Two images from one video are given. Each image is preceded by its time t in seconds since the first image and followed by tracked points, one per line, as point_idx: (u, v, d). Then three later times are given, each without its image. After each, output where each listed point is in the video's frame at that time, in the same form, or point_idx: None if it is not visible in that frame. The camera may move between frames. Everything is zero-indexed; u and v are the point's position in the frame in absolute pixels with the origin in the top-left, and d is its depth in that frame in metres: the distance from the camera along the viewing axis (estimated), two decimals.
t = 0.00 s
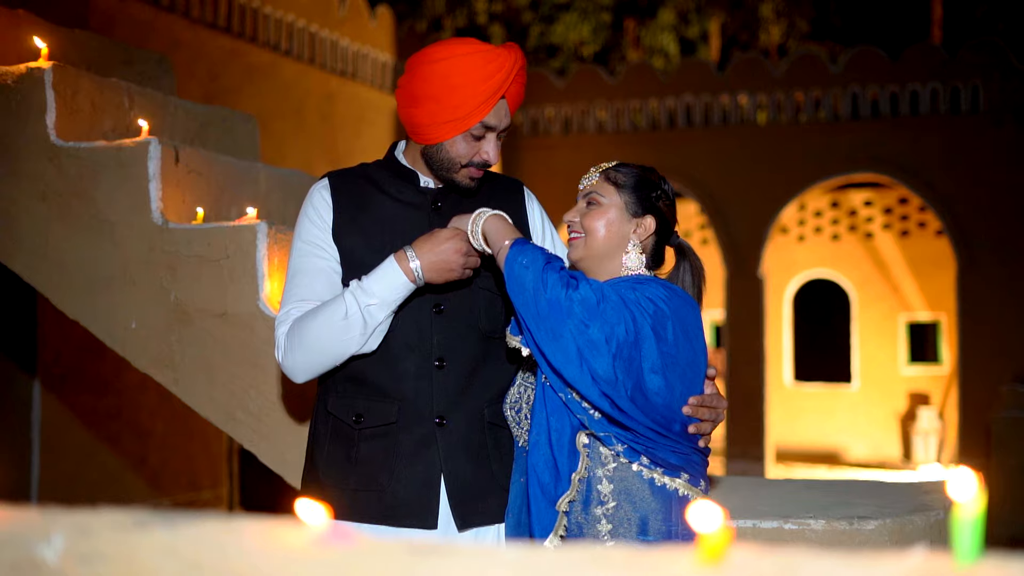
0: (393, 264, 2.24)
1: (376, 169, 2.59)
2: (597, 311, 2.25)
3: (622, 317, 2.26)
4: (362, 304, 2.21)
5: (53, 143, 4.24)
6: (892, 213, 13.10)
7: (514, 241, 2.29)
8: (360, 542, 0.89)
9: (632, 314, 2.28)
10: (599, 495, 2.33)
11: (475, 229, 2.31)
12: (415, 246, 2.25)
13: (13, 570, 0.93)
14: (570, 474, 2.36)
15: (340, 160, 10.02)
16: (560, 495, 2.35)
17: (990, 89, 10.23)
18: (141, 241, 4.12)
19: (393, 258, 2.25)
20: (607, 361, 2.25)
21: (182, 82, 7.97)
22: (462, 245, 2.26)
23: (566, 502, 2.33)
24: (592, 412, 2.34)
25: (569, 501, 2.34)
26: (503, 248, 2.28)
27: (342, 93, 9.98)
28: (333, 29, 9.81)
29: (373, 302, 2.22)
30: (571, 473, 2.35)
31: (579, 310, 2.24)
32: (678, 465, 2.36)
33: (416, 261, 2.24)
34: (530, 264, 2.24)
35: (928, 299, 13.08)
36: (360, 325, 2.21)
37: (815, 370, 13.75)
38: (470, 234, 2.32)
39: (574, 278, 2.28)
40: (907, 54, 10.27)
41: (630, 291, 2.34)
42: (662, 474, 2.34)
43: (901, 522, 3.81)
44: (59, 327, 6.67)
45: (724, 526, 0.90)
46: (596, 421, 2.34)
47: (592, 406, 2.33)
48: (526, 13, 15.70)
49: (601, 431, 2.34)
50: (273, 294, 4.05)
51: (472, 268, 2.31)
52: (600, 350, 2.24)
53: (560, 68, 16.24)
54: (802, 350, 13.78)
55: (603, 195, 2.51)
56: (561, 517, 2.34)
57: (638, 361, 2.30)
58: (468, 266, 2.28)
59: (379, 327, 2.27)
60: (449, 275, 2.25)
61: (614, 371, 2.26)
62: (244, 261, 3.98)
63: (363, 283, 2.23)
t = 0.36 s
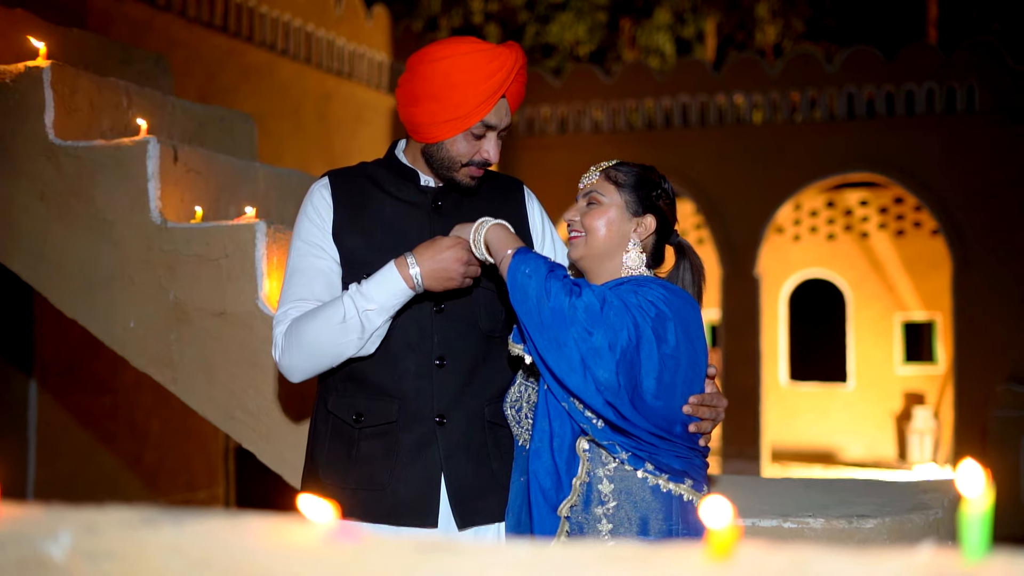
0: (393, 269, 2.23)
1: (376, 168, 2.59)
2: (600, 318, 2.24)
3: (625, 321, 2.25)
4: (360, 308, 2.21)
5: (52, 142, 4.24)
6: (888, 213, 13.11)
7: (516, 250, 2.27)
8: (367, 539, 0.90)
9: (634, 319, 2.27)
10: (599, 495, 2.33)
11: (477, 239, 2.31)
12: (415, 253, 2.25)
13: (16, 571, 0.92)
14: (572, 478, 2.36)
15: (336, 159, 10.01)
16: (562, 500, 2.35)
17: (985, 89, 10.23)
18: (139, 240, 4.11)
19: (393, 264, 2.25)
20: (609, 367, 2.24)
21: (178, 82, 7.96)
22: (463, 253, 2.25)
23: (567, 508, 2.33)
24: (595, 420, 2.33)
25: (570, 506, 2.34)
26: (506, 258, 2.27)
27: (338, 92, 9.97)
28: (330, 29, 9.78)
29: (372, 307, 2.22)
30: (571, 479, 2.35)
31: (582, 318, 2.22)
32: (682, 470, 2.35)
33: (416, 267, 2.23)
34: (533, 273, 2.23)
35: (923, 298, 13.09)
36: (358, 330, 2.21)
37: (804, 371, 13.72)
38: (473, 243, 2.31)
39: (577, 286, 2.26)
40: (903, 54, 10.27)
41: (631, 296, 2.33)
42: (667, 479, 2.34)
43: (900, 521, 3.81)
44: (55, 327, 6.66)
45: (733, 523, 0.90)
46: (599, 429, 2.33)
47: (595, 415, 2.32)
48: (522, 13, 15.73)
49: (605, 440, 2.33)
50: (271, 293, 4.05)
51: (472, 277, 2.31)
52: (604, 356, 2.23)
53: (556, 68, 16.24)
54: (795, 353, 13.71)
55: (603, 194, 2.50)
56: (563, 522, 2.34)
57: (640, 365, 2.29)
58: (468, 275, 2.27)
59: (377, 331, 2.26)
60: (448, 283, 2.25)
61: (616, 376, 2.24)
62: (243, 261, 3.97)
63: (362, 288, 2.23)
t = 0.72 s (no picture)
0: (387, 278, 2.23)
1: (370, 167, 2.58)
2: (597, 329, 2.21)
3: (623, 331, 2.23)
4: (351, 315, 2.21)
5: (42, 140, 4.23)
6: (876, 213, 13.09)
7: (514, 264, 2.25)
8: (369, 538, 0.90)
9: (632, 326, 2.25)
10: (593, 496, 2.33)
11: (475, 253, 2.29)
12: (409, 262, 2.24)
13: (18, 568, 0.93)
14: (566, 489, 2.36)
15: (325, 158, 10.01)
16: (556, 511, 2.35)
17: (974, 89, 10.26)
18: (132, 239, 4.10)
19: (387, 272, 2.25)
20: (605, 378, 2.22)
21: (168, 80, 7.95)
22: (458, 266, 2.25)
23: (560, 520, 2.34)
24: (594, 436, 2.33)
25: (565, 517, 2.35)
26: (503, 272, 2.25)
27: (327, 91, 9.96)
28: (319, 28, 9.75)
29: (363, 315, 2.22)
30: (566, 490, 2.35)
31: (578, 330, 2.21)
32: (681, 480, 2.36)
33: (410, 278, 2.22)
34: (531, 288, 2.22)
35: (911, 298, 13.13)
36: (348, 337, 2.22)
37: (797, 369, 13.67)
38: (470, 257, 2.29)
39: (575, 298, 2.24)
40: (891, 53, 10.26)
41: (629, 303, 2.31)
42: (668, 491, 2.34)
43: (892, 520, 3.82)
44: (44, 326, 6.64)
45: (736, 522, 0.91)
46: (597, 444, 2.33)
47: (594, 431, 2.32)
48: (510, 12, 15.79)
49: (604, 455, 2.33)
50: (264, 292, 4.05)
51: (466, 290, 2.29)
52: (602, 365, 2.21)
53: (545, 68, 16.27)
54: (783, 349, 13.67)
55: (598, 194, 2.51)
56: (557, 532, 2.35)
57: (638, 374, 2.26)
58: (462, 288, 2.26)
59: (368, 338, 2.26)
60: (442, 295, 2.24)
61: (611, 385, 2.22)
62: (236, 261, 3.97)
63: (355, 294, 2.23)
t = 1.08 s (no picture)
0: (380, 290, 2.22)
1: (363, 165, 2.57)
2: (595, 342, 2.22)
3: (622, 344, 2.23)
4: (343, 325, 2.21)
5: (32, 139, 4.21)
6: (862, 213, 13.13)
7: (513, 284, 2.24)
8: (372, 538, 0.92)
9: (630, 339, 2.24)
10: (588, 497, 2.34)
11: (473, 272, 2.28)
12: (405, 276, 2.23)
13: (20, 571, 0.93)
14: (562, 506, 2.35)
15: (313, 158, 9.99)
16: (553, 527, 2.35)
17: (960, 91, 10.24)
18: (122, 238, 4.09)
19: (381, 285, 2.24)
20: (603, 392, 2.22)
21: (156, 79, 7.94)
22: (453, 284, 2.23)
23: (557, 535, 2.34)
24: (595, 458, 2.32)
25: (562, 532, 2.34)
26: (502, 293, 2.24)
27: (315, 91, 9.94)
28: (307, 27, 9.70)
29: (355, 325, 2.21)
30: (562, 506, 2.34)
31: (575, 347, 2.20)
32: (682, 497, 2.36)
33: (404, 292, 2.21)
34: (530, 309, 2.21)
35: (897, 298, 13.17)
36: (339, 346, 2.21)
37: (787, 369, 13.69)
38: (467, 276, 2.28)
39: (574, 316, 2.24)
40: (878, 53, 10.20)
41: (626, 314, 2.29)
42: (669, 508, 2.34)
43: (883, 520, 3.83)
44: (31, 325, 6.61)
45: (742, 521, 0.94)
46: (599, 466, 2.32)
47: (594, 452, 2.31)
48: (497, 12, 15.80)
49: (606, 475, 2.31)
50: (255, 292, 4.04)
51: (460, 306, 2.28)
52: (605, 378, 2.21)
53: (532, 67, 16.31)
54: (772, 346, 13.66)
55: (591, 194, 2.51)
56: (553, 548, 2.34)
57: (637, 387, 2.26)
58: (456, 306, 2.24)
59: (359, 348, 2.26)
60: (435, 312, 2.23)
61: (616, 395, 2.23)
62: (227, 260, 3.96)
63: (348, 304, 2.23)
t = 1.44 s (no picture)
0: (380, 304, 2.21)
1: (359, 164, 2.57)
2: (601, 359, 2.21)
3: (626, 363, 2.21)
4: (340, 337, 2.20)
5: (24, 138, 4.18)
6: (851, 213, 12.99)
7: (516, 309, 2.24)
8: (385, 538, 0.96)
9: (630, 350, 2.23)
10: (586, 499, 2.33)
11: (474, 295, 2.27)
12: (405, 292, 2.22)
13: (29, 570, 0.96)
14: (562, 516, 2.34)
15: (302, 158, 9.96)
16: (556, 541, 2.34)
17: (949, 92, 10.21)
18: (116, 237, 4.08)
19: (382, 299, 2.23)
20: (608, 411, 2.21)
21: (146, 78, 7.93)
22: (452, 305, 2.22)
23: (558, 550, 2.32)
24: (601, 483, 2.30)
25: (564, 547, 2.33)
26: (506, 317, 2.24)
27: (305, 90, 9.91)
28: (296, 27, 9.65)
29: (351, 337, 2.20)
30: (563, 516, 2.33)
31: (577, 361, 2.20)
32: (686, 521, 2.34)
33: (402, 308, 2.20)
34: (533, 333, 2.21)
35: (886, 298, 13.16)
36: (334, 357, 2.21)
37: (772, 370, 13.69)
38: (469, 299, 2.27)
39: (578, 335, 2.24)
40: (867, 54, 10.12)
41: (626, 324, 2.27)
42: (674, 533, 2.32)
43: (878, 519, 3.83)
44: (20, 325, 6.60)
45: (755, 519, 0.98)
46: (605, 490, 2.30)
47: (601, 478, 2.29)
48: (486, 12, 15.74)
49: (612, 500, 2.29)
50: (250, 291, 4.05)
51: (458, 326, 2.27)
52: (616, 396, 2.20)
53: (520, 67, 16.24)
54: (761, 351, 13.58)
55: (588, 194, 2.51)
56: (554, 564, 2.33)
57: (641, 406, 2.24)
58: (453, 326, 2.23)
59: (354, 359, 2.26)
60: (432, 331, 2.22)
61: (625, 411, 2.22)
62: (221, 260, 3.96)
63: (346, 315, 2.22)
